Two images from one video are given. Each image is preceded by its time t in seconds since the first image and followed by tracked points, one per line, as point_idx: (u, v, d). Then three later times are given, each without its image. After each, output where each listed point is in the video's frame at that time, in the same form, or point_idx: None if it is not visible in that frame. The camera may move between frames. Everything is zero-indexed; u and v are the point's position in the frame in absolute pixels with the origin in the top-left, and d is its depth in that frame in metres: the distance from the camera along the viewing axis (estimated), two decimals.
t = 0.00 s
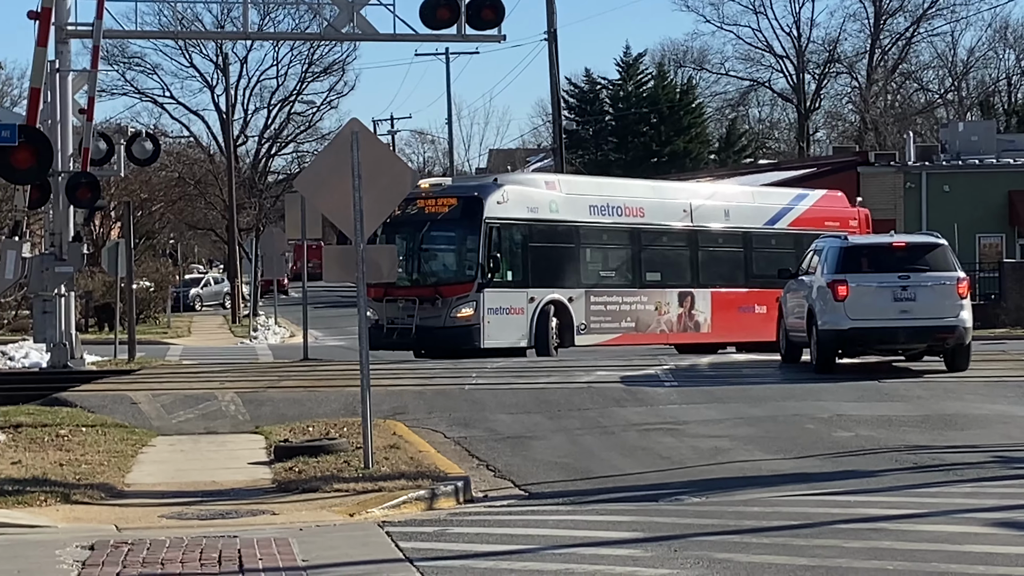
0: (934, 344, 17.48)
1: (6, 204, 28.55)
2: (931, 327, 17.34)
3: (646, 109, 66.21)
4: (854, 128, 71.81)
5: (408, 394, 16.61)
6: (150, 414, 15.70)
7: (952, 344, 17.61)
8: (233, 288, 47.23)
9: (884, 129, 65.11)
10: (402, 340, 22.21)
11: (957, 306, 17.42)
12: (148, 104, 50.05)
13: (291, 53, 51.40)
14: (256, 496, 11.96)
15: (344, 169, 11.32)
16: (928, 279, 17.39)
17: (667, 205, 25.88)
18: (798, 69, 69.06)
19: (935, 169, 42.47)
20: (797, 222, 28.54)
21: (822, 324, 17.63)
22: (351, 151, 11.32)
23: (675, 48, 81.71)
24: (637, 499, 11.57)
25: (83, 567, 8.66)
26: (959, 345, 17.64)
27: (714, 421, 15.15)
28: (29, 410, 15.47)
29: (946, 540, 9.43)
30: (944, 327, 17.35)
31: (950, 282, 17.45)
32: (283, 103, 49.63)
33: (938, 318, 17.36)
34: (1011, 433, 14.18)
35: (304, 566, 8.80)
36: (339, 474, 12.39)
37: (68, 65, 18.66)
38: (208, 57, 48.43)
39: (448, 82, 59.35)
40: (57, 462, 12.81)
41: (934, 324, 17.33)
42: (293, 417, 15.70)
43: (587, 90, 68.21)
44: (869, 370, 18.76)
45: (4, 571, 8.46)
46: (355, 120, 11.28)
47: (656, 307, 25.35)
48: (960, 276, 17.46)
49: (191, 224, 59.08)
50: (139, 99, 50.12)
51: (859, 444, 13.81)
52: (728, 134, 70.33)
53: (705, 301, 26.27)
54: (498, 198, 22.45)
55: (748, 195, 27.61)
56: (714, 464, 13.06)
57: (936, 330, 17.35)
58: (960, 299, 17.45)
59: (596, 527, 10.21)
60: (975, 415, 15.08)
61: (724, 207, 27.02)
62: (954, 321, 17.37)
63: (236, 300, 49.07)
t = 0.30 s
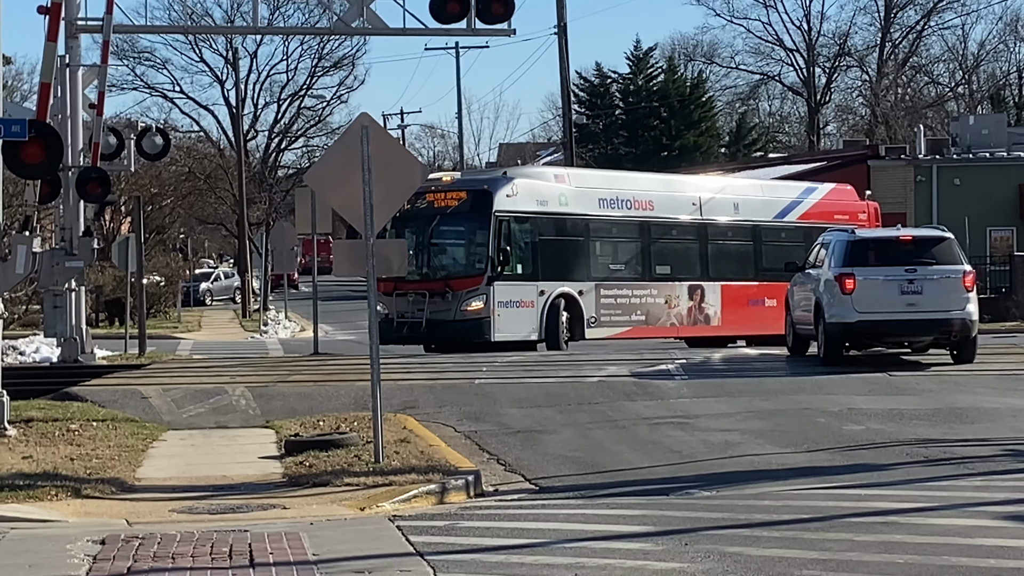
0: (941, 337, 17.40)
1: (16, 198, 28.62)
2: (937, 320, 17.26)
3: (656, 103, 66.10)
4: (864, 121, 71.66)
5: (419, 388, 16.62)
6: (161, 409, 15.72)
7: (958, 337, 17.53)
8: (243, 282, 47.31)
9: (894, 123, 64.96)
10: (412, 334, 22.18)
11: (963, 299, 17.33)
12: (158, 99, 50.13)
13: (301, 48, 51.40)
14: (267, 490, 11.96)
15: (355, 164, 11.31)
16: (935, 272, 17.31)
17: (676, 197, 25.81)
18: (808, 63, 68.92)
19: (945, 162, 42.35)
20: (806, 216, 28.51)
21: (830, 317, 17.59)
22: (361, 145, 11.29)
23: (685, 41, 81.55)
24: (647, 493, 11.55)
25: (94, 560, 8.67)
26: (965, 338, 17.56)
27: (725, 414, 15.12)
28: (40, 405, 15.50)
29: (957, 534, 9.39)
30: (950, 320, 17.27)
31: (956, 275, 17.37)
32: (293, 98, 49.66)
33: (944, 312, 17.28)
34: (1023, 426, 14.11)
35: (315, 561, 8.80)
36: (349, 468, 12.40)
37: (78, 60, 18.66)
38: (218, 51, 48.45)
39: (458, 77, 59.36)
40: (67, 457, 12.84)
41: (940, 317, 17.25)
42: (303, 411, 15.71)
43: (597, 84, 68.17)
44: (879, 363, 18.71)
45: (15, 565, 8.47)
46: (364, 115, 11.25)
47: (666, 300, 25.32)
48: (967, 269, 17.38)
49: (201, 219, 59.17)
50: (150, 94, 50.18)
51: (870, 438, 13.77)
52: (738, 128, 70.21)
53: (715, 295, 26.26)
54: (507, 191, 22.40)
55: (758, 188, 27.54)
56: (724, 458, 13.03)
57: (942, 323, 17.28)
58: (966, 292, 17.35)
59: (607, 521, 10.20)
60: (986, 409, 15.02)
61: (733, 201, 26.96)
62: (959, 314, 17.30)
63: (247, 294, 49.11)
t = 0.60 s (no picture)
0: (943, 329, 17.41)
1: (23, 192, 28.62)
2: (939, 313, 17.26)
3: (662, 96, 65.98)
4: (870, 115, 71.53)
5: (426, 381, 16.63)
6: (168, 403, 15.73)
7: (961, 329, 17.53)
8: (250, 276, 47.31)
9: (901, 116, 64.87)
10: (419, 327, 22.23)
11: (966, 292, 17.34)
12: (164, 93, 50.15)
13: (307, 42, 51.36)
14: (274, 484, 11.98)
15: (361, 158, 11.31)
16: (937, 264, 17.31)
17: (683, 191, 25.80)
18: (814, 56, 68.88)
19: (952, 155, 42.26)
20: (813, 209, 28.48)
21: (833, 310, 17.58)
22: (368, 138, 11.29)
23: (691, 35, 81.48)
24: (654, 487, 11.55)
25: (102, 554, 8.69)
26: (968, 330, 17.57)
27: (732, 408, 15.11)
28: (47, 398, 15.53)
29: (964, 526, 9.38)
30: (953, 312, 17.27)
31: (958, 268, 17.37)
32: (300, 92, 49.65)
33: (947, 304, 17.28)
34: None
35: (322, 554, 8.81)
36: (356, 461, 12.41)
37: (85, 53, 18.64)
38: (224, 45, 48.45)
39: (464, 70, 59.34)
40: (74, 451, 12.86)
41: (942, 309, 17.25)
42: (310, 405, 15.71)
43: (604, 78, 68.33)
44: (886, 356, 18.68)
45: (23, 559, 8.49)
46: (372, 109, 11.24)
47: (673, 294, 25.29)
48: (968, 262, 17.38)
49: (208, 213, 59.23)
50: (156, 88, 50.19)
51: (877, 431, 13.76)
52: (745, 121, 70.08)
53: (722, 288, 26.24)
54: (514, 184, 22.39)
55: (765, 181, 27.51)
56: (731, 451, 13.02)
57: (944, 315, 17.28)
58: (968, 285, 17.35)
59: (614, 514, 10.19)
60: (994, 402, 15.00)
61: (740, 194, 26.93)
62: (963, 307, 17.28)
63: (254, 288, 49.15)
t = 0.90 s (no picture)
0: (942, 321, 17.39)
1: (27, 185, 28.61)
2: (938, 305, 17.25)
3: (666, 89, 65.87)
4: (874, 108, 71.50)
5: (429, 374, 16.63)
6: (171, 395, 15.75)
7: (960, 322, 17.53)
8: (254, 269, 47.29)
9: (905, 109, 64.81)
10: (423, 320, 22.19)
11: (965, 284, 17.32)
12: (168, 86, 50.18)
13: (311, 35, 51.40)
14: (277, 476, 11.99)
15: (364, 150, 11.31)
16: (937, 257, 17.28)
17: (686, 183, 25.75)
18: (818, 49, 68.81)
19: (956, 148, 42.21)
20: (816, 202, 28.48)
21: (833, 302, 17.53)
22: (371, 130, 11.29)
23: (694, 28, 81.39)
24: (658, 479, 11.55)
25: (106, 547, 8.71)
26: (966, 322, 17.57)
27: (736, 401, 15.10)
28: (51, 392, 15.55)
29: (968, 519, 9.37)
30: (952, 304, 17.26)
31: (957, 260, 17.35)
32: (304, 85, 49.66)
33: (945, 296, 17.26)
34: None
35: (326, 546, 8.82)
36: (360, 454, 12.42)
37: (89, 46, 18.60)
38: (228, 38, 48.48)
39: (468, 62, 59.32)
40: (78, 444, 12.89)
41: (941, 301, 17.24)
42: (314, 398, 15.73)
43: (608, 70, 68.04)
44: (889, 347, 18.68)
45: (27, 552, 8.51)
46: (375, 102, 11.25)
47: (677, 287, 25.28)
48: (968, 254, 17.37)
49: (212, 206, 59.29)
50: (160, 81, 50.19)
51: (881, 423, 13.75)
52: (748, 113, 70.00)
53: (725, 281, 26.26)
54: (518, 177, 22.36)
55: (769, 174, 27.48)
56: (735, 444, 13.02)
57: (944, 307, 17.26)
58: (967, 277, 17.32)
59: (618, 507, 10.20)
60: (997, 394, 14.98)
61: (744, 186, 26.90)
62: (962, 299, 17.27)
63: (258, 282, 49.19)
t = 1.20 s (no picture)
0: (940, 313, 17.39)
1: (28, 178, 28.60)
2: (936, 297, 17.24)
3: (668, 82, 65.80)
4: (876, 100, 71.42)
5: (430, 367, 16.64)
6: (173, 388, 15.77)
7: (957, 314, 17.53)
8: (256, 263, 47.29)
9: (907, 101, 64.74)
10: (425, 313, 22.19)
11: (962, 276, 17.31)
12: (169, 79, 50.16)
13: (313, 28, 51.38)
14: (279, 469, 12.00)
15: (365, 144, 11.31)
16: (934, 249, 17.27)
17: (687, 177, 25.74)
18: (820, 42, 68.75)
19: (958, 140, 42.15)
20: (819, 195, 28.47)
21: (831, 294, 17.51)
22: (373, 124, 11.28)
23: (696, 21, 81.33)
24: (659, 472, 11.56)
25: (108, 540, 8.72)
26: (963, 314, 17.57)
27: (737, 393, 15.11)
28: (53, 385, 15.58)
29: (969, 512, 9.37)
30: (949, 296, 17.25)
31: (955, 252, 17.34)
32: (305, 78, 49.63)
33: (943, 288, 17.25)
34: None
35: (328, 539, 8.83)
36: (362, 448, 12.43)
37: (90, 39, 18.55)
38: (229, 31, 48.49)
39: (469, 55, 59.31)
40: (80, 437, 12.92)
41: (939, 293, 17.23)
42: (316, 391, 15.74)
43: (610, 64, 68.39)
44: (891, 340, 18.67)
45: (30, 545, 8.52)
46: (376, 95, 11.22)
47: (678, 280, 25.27)
48: (965, 247, 17.37)
49: (213, 199, 59.30)
50: (161, 75, 50.14)
51: (882, 416, 13.75)
52: (750, 106, 69.90)
53: (726, 274, 26.26)
54: (520, 169, 22.33)
55: (770, 167, 27.47)
56: (736, 437, 13.02)
57: (941, 299, 17.25)
58: (965, 269, 17.30)
59: (619, 500, 10.21)
60: (998, 387, 14.97)
61: (745, 179, 26.88)
62: (958, 291, 17.26)
63: (259, 275, 49.16)
